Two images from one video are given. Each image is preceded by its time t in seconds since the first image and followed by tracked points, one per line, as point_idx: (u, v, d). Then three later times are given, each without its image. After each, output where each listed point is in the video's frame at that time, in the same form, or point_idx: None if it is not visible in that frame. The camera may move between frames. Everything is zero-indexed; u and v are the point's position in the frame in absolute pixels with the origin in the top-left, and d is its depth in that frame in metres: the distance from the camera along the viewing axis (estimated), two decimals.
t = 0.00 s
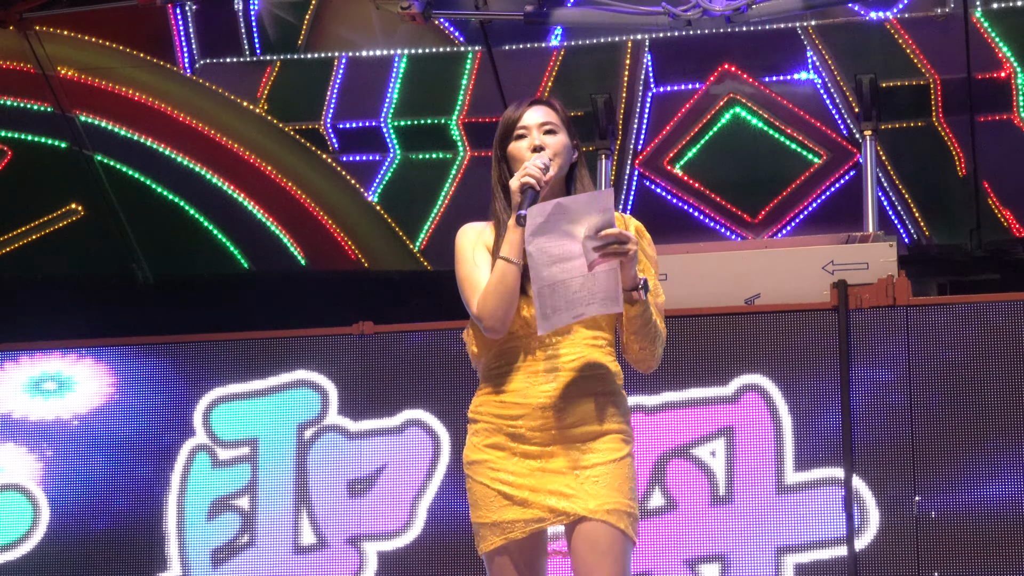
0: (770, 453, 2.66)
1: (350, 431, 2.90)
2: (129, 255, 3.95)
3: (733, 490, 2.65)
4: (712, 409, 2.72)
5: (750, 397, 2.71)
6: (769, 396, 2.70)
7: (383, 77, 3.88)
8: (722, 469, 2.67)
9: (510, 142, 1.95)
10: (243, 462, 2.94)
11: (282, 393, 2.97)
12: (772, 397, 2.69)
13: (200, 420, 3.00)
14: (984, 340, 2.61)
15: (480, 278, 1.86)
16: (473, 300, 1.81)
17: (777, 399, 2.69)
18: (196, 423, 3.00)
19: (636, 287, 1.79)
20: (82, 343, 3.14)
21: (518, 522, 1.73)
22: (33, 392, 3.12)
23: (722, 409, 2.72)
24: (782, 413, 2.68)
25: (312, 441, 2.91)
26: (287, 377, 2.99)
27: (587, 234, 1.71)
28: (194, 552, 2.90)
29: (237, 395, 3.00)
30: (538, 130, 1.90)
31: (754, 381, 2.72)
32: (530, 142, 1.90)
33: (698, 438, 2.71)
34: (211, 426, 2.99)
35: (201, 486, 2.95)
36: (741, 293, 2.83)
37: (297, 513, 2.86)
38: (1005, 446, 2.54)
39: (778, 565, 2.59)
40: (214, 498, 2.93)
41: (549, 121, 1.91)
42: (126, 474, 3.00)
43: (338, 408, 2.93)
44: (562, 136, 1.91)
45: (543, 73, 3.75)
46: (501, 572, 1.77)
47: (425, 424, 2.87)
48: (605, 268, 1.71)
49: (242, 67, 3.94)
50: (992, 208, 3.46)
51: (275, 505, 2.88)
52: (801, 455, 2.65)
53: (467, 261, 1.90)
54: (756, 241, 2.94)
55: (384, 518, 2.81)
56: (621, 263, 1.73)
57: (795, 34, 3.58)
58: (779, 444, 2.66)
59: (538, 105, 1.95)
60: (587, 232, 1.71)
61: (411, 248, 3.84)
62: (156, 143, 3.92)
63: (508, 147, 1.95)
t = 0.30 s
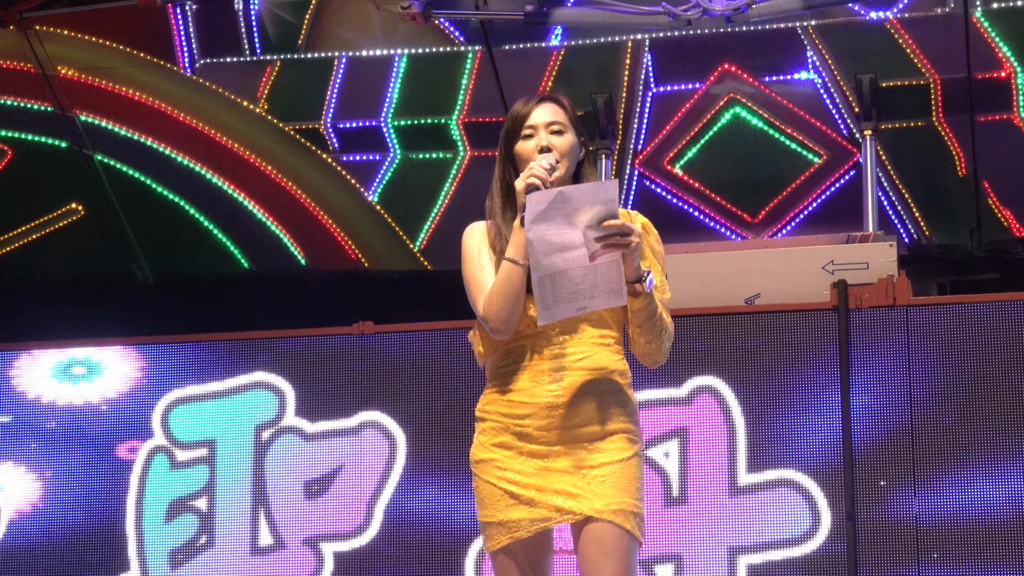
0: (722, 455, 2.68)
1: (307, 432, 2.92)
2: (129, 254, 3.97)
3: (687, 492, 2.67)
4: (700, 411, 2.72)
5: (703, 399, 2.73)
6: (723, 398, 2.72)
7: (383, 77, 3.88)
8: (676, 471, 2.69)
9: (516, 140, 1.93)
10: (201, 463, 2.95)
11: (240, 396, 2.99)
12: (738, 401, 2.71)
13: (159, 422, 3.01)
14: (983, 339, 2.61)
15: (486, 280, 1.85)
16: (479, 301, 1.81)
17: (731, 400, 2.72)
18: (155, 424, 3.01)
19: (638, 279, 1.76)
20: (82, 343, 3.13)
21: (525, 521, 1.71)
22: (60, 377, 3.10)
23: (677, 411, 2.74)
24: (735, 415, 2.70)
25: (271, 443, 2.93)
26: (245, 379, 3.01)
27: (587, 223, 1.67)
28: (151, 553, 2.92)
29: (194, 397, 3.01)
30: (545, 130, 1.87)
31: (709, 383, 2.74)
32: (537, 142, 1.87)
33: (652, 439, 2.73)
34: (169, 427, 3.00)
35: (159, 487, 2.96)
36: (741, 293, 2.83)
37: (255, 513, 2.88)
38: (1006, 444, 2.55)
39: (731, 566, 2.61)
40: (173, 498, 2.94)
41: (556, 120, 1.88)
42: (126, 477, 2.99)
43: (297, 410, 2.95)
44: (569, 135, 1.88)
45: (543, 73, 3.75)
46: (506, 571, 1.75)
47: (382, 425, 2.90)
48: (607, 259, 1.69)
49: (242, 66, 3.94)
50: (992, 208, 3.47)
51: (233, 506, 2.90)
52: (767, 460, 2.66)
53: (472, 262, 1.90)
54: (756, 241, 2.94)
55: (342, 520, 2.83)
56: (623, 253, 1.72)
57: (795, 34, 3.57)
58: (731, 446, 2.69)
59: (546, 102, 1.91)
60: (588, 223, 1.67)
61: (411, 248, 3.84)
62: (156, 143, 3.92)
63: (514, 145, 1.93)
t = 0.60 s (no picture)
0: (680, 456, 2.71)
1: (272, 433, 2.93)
2: (129, 255, 3.97)
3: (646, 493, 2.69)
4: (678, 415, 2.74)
5: (662, 400, 2.75)
6: (683, 400, 2.74)
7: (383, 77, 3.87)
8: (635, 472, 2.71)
9: (535, 135, 1.90)
10: (165, 464, 2.96)
11: (204, 398, 3.00)
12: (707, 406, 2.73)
13: (122, 425, 3.02)
14: (984, 339, 2.61)
15: (502, 276, 1.83)
16: (496, 298, 1.79)
17: (690, 402, 2.74)
18: (117, 426, 3.02)
19: (653, 268, 1.69)
20: (82, 343, 3.13)
21: (541, 520, 1.66)
22: (84, 363, 3.09)
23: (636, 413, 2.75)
24: (696, 418, 2.73)
25: (237, 444, 2.94)
26: (208, 380, 3.02)
27: (600, 207, 1.58)
28: (115, 553, 2.94)
29: (159, 398, 3.02)
30: (564, 125, 1.84)
31: (668, 384, 2.76)
32: (556, 139, 1.84)
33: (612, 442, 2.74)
34: (133, 430, 3.02)
35: (123, 488, 2.97)
36: (741, 293, 2.84)
37: (218, 515, 2.89)
38: (1005, 445, 2.55)
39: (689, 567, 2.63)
40: (137, 499, 2.95)
41: (576, 115, 1.85)
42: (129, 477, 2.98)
43: (263, 412, 2.96)
44: (589, 131, 1.85)
45: (542, 73, 3.74)
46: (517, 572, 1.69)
47: (346, 426, 2.91)
48: (620, 246, 1.62)
49: (243, 66, 3.92)
50: (993, 208, 3.47)
51: (198, 506, 2.91)
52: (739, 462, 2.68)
53: (488, 257, 1.87)
54: (755, 241, 2.94)
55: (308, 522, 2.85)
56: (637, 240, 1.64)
57: (795, 34, 3.57)
58: (691, 448, 2.71)
59: (566, 95, 1.88)
60: (602, 209, 1.58)
61: (411, 248, 3.84)
62: (156, 143, 3.92)
63: (533, 140, 1.90)
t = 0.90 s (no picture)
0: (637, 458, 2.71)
1: (232, 433, 2.90)
2: (129, 255, 3.98)
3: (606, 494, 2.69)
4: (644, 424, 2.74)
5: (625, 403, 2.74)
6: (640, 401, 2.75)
7: (383, 77, 3.86)
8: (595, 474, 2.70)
9: (557, 130, 1.78)
10: (124, 466, 2.92)
11: (161, 399, 2.96)
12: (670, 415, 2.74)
13: (82, 425, 2.97)
14: (983, 340, 2.61)
15: (524, 273, 1.76)
16: (518, 295, 1.72)
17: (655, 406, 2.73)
18: (77, 426, 2.97)
19: (670, 256, 1.63)
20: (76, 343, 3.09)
21: (563, 518, 1.61)
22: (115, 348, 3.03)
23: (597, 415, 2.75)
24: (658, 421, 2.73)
25: (195, 443, 2.91)
26: (169, 381, 2.98)
27: (615, 195, 1.54)
28: (74, 556, 2.88)
29: (116, 400, 2.98)
30: (587, 120, 1.74)
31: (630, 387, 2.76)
32: (578, 134, 1.74)
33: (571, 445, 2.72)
34: (92, 431, 2.96)
35: (83, 490, 2.92)
36: (741, 293, 2.84)
37: (176, 516, 2.85)
38: (1003, 445, 2.55)
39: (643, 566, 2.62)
40: (95, 501, 2.90)
41: (599, 110, 1.74)
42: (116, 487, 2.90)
43: (224, 415, 2.93)
44: (612, 126, 1.74)
45: (542, 73, 3.74)
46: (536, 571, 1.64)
47: (303, 428, 2.87)
48: (636, 234, 1.56)
49: (241, 66, 3.93)
50: (993, 208, 3.48)
51: (154, 505, 2.87)
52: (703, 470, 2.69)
53: (510, 255, 1.80)
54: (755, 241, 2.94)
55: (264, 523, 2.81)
56: (653, 229, 1.58)
57: (795, 34, 3.58)
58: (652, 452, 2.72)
59: (589, 89, 1.77)
60: (617, 195, 1.54)
61: (411, 248, 3.85)
62: (156, 143, 3.93)
63: (555, 135, 1.78)
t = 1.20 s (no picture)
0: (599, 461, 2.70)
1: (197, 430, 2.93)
2: (129, 255, 4.00)
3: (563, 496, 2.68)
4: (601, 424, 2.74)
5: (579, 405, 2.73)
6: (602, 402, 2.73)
7: (383, 77, 3.85)
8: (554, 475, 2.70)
9: (578, 127, 1.74)
10: (87, 467, 2.95)
11: (122, 401, 2.99)
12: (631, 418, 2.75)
13: (46, 427, 3.01)
14: (983, 340, 2.61)
15: (540, 267, 1.73)
16: (534, 288, 1.70)
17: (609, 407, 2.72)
18: (42, 430, 3.01)
19: (688, 250, 1.60)
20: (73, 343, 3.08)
21: (576, 519, 1.59)
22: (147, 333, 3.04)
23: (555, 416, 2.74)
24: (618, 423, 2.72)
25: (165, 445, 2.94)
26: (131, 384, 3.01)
27: (632, 187, 1.53)
28: (38, 556, 2.92)
29: (81, 403, 3.01)
30: (610, 116, 1.70)
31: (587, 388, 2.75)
32: (600, 130, 1.69)
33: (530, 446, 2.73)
34: (57, 434, 3.00)
35: (46, 492, 2.96)
36: (741, 293, 2.84)
37: (139, 517, 2.88)
38: (1001, 446, 2.55)
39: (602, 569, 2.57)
40: (58, 503, 2.94)
41: (621, 107, 1.71)
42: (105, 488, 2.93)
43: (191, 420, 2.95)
44: (633, 124, 1.71)
45: (542, 73, 3.73)
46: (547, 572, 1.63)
47: (263, 429, 2.89)
48: (654, 227, 1.54)
49: (242, 66, 3.91)
50: (993, 208, 3.49)
51: (118, 507, 2.90)
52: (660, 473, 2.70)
53: (527, 248, 1.77)
54: (755, 241, 2.95)
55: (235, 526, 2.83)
56: (671, 223, 1.57)
57: (795, 34, 3.58)
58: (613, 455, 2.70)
59: (611, 87, 1.74)
60: (636, 188, 1.52)
61: (411, 248, 3.86)
62: (156, 143, 3.93)
63: (576, 132, 1.74)
